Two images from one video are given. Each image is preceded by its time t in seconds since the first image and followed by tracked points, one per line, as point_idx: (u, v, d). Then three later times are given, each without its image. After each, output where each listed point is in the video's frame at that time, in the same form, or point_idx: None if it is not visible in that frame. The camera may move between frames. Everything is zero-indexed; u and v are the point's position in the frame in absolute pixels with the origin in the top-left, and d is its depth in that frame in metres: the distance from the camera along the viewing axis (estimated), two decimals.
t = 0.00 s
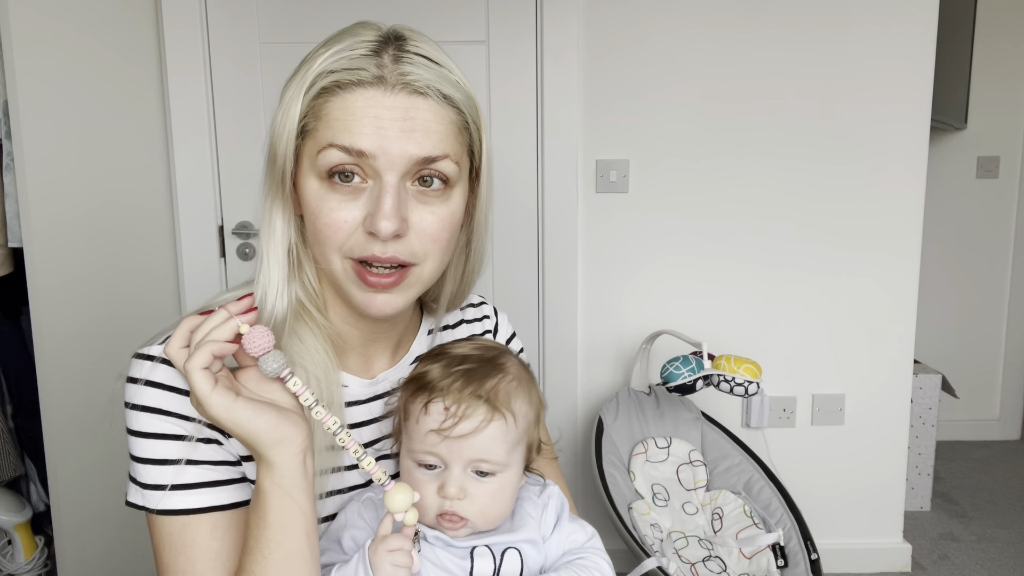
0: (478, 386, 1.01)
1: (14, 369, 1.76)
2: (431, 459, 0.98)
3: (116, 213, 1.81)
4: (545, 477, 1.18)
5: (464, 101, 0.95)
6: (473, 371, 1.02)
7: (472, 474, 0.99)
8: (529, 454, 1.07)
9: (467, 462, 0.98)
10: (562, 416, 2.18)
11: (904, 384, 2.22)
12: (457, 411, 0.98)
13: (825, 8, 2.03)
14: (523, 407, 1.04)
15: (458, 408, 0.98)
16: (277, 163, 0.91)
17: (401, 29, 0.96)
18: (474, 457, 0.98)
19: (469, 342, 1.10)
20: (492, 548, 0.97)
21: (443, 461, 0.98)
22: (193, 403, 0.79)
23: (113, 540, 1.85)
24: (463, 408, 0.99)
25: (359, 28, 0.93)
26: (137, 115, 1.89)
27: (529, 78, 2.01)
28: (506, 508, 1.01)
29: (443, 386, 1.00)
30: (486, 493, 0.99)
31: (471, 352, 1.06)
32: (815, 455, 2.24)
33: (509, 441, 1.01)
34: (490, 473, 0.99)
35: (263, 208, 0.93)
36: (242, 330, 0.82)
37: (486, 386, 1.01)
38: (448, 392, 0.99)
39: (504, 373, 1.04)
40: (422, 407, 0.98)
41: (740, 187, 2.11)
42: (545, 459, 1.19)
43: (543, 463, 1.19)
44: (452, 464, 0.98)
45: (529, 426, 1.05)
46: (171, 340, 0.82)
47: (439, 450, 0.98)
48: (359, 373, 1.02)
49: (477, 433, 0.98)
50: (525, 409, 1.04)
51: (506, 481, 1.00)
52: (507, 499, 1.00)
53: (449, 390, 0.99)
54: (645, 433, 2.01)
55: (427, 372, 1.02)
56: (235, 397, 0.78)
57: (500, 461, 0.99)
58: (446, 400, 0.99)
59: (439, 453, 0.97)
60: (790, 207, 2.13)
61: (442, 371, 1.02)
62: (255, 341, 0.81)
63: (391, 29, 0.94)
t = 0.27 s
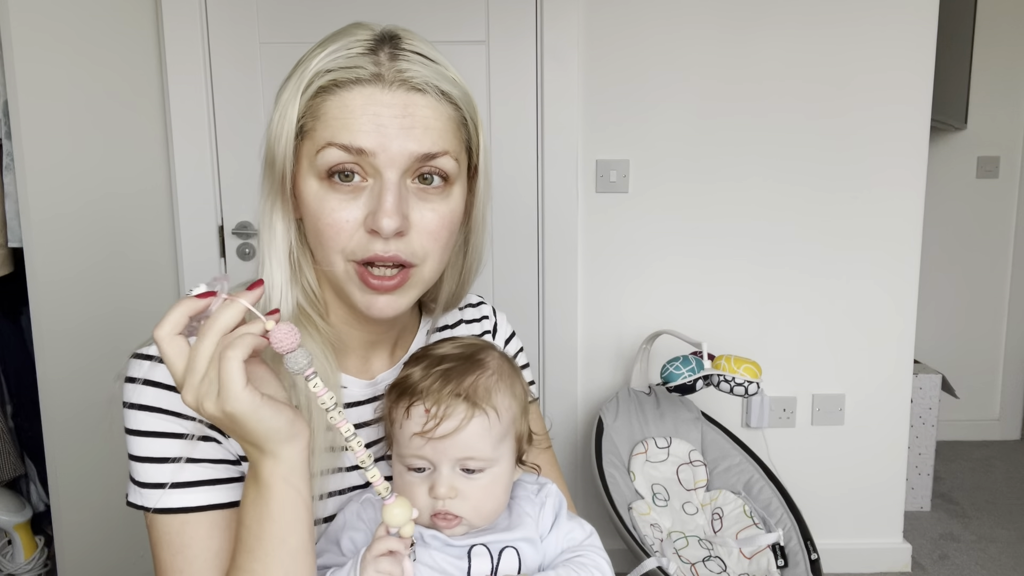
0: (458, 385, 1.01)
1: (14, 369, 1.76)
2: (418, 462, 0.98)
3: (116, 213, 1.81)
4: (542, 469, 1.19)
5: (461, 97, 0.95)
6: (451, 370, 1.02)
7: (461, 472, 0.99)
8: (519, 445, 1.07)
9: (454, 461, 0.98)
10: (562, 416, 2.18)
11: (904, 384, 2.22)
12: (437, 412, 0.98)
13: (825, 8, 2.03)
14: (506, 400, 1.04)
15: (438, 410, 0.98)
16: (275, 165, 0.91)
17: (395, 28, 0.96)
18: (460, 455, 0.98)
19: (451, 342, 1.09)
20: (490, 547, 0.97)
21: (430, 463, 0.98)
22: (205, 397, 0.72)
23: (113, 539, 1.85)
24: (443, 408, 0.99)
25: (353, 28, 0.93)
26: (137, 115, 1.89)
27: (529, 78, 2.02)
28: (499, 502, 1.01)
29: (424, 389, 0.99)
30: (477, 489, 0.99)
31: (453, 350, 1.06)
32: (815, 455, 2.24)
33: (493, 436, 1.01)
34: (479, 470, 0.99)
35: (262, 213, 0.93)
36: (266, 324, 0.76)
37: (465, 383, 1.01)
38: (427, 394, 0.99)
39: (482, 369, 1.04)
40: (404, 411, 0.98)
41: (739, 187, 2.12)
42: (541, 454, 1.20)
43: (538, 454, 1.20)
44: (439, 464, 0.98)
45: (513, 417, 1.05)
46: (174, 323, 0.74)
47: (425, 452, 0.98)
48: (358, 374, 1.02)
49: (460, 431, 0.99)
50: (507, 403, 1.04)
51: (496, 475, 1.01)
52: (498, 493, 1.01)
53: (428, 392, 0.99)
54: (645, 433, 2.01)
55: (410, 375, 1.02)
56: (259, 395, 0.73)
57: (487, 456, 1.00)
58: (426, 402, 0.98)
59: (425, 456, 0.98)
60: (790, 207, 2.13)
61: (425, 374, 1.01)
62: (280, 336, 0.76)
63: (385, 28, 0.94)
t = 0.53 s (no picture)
0: (456, 394, 1.01)
1: (14, 369, 1.76)
2: (419, 472, 0.98)
3: (116, 213, 1.81)
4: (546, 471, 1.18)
5: (464, 99, 0.95)
6: (450, 377, 1.02)
7: (462, 480, 0.99)
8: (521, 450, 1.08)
9: (454, 470, 0.99)
10: (562, 416, 2.18)
11: (903, 384, 2.21)
12: (436, 423, 0.98)
13: (825, 9, 2.03)
14: (506, 406, 1.04)
15: (437, 420, 0.99)
16: (276, 167, 0.90)
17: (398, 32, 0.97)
18: (461, 464, 0.99)
19: (449, 345, 1.08)
20: (494, 553, 0.97)
21: (431, 473, 0.98)
22: (194, 420, 0.70)
23: (113, 539, 1.85)
24: (442, 418, 0.99)
25: (356, 30, 0.94)
26: (137, 116, 1.89)
27: (529, 78, 2.01)
28: (501, 509, 1.01)
29: (423, 398, 0.99)
30: (479, 497, 1.00)
31: (453, 353, 1.06)
32: (815, 455, 2.24)
33: (493, 444, 1.01)
34: (481, 479, 1.00)
35: (260, 214, 0.92)
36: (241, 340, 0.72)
37: (465, 392, 1.02)
38: (425, 403, 0.99)
39: (480, 377, 1.04)
40: (402, 421, 0.98)
41: (739, 187, 2.12)
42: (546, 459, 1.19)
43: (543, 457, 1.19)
44: (440, 473, 0.98)
45: (515, 423, 1.05)
46: (157, 346, 0.71)
47: (425, 463, 0.98)
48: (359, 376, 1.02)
49: (460, 440, 0.99)
50: (506, 408, 1.04)
51: (498, 482, 1.01)
52: (500, 500, 1.01)
53: (426, 402, 0.99)
54: (645, 433, 2.01)
55: (411, 381, 1.01)
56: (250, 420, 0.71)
57: (487, 465, 1.00)
58: (424, 412, 0.98)
59: (426, 466, 0.98)
60: (790, 207, 2.13)
61: (424, 381, 1.01)
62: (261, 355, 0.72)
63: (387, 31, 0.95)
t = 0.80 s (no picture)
0: (444, 388, 1.01)
1: (14, 370, 1.75)
2: (406, 465, 0.99)
3: (116, 213, 1.81)
4: (546, 473, 1.18)
5: (462, 93, 0.96)
6: (439, 371, 1.03)
7: (448, 475, 1.00)
8: (518, 450, 1.07)
9: (440, 463, 0.99)
10: (562, 416, 2.18)
11: (903, 384, 2.22)
12: (421, 416, 0.99)
13: (825, 9, 2.03)
14: (495, 404, 1.04)
15: (422, 412, 0.99)
16: (276, 165, 0.90)
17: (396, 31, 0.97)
18: (447, 459, 0.99)
19: (450, 342, 1.09)
20: (494, 553, 0.97)
21: (418, 466, 0.99)
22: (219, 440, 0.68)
23: (113, 540, 1.85)
24: (427, 412, 0.99)
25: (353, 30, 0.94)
26: (137, 115, 1.89)
27: (529, 78, 2.01)
28: (488, 507, 1.01)
29: (412, 392, 1.00)
30: (465, 492, 1.00)
31: (450, 351, 1.06)
32: (815, 455, 2.24)
33: (480, 439, 1.02)
34: (468, 475, 1.00)
35: (261, 214, 0.92)
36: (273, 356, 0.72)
37: (452, 385, 1.02)
38: (411, 397, 1.00)
39: (468, 373, 1.04)
40: (391, 414, 0.99)
41: (740, 188, 2.12)
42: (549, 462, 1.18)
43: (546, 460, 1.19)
44: (427, 467, 0.99)
45: (507, 420, 1.05)
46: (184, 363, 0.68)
47: (411, 456, 0.99)
48: (360, 378, 1.01)
49: (445, 434, 1.00)
50: (496, 406, 1.04)
51: (486, 479, 1.01)
52: (488, 497, 1.01)
53: (413, 395, 1.00)
54: (645, 433, 2.01)
55: (405, 376, 1.02)
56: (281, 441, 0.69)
57: (473, 459, 1.00)
58: (411, 406, 0.99)
59: (412, 459, 0.99)
60: (790, 207, 2.13)
61: (418, 374, 1.02)
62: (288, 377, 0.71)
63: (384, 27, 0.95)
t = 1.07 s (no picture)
0: (456, 395, 1.01)
1: (14, 369, 1.76)
2: (415, 471, 0.99)
3: (116, 212, 1.81)
4: (548, 476, 1.18)
5: (461, 83, 0.98)
6: (450, 378, 1.02)
7: (457, 482, 0.99)
8: (522, 456, 1.07)
9: (450, 471, 0.99)
10: (562, 416, 2.18)
11: (903, 384, 2.22)
12: (433, 423, 0.98)
13: (825, 9, 2.03)
14: (505, 410, 1.04)
15: (434, 420, 0.99)
16: (278, 152, 0.91)
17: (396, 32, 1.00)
18: (457, 467, 0.99)
19: (457, 346, 1.09)
20: (496, 555, 0.97)
21: (427, 472, 0.98)
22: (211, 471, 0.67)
23: (114, 540, 1.85)
24: (439, 419, 0.99)
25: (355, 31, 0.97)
26: (137, 115, 1.89)
27: (529, 78, 2.01)
28: (496, 516, 1.01)
29: (422, 398, 1.00)
30: (474, 500, 0.99)
31: (456, 356, 1.06)
32: (815, 455, 2.24)
33: (490, 447, 1.01)
34: (477, 482, 1.00)
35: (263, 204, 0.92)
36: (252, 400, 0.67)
37: (463, 394, 1.02)
38: (423, 404, 0.99)
39: (478, 381, 1.04)
40: (401, 420, 0.99)
41: (739, 188, 2.11)
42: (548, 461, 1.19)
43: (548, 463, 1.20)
44: (436, 474, 0.99)
45: (515, 428, 1.05)
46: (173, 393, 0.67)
47: (421, 462, 0.98)
48: (360, 376, 1.01)
49: (456, 442, 0.99)
50: (505, 412, 1.04)
51: (494, 486, 1.01)
52: (496, 504, 1.01)
53: (423, 403, 0.99)
54: (645, 433, 2.01)
55: (415, 378, 1.02)
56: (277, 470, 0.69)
57: (484, 467, 1.00)
58: (423, 412, 0.99)
59: (422, 466, 0.98)
60: (790, 207, 2.13)
61: (428, 379, 1.02)
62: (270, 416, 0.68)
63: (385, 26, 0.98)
